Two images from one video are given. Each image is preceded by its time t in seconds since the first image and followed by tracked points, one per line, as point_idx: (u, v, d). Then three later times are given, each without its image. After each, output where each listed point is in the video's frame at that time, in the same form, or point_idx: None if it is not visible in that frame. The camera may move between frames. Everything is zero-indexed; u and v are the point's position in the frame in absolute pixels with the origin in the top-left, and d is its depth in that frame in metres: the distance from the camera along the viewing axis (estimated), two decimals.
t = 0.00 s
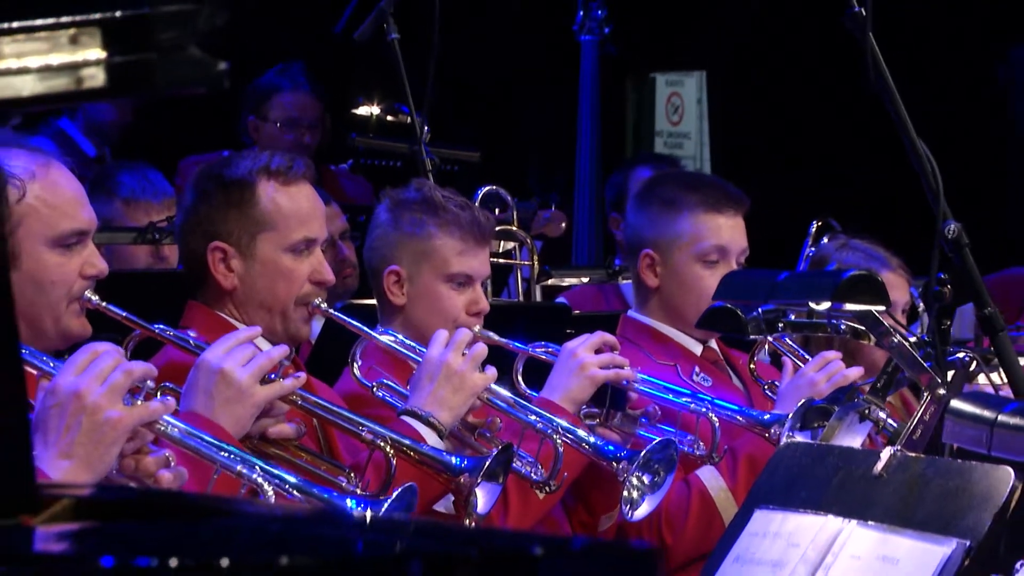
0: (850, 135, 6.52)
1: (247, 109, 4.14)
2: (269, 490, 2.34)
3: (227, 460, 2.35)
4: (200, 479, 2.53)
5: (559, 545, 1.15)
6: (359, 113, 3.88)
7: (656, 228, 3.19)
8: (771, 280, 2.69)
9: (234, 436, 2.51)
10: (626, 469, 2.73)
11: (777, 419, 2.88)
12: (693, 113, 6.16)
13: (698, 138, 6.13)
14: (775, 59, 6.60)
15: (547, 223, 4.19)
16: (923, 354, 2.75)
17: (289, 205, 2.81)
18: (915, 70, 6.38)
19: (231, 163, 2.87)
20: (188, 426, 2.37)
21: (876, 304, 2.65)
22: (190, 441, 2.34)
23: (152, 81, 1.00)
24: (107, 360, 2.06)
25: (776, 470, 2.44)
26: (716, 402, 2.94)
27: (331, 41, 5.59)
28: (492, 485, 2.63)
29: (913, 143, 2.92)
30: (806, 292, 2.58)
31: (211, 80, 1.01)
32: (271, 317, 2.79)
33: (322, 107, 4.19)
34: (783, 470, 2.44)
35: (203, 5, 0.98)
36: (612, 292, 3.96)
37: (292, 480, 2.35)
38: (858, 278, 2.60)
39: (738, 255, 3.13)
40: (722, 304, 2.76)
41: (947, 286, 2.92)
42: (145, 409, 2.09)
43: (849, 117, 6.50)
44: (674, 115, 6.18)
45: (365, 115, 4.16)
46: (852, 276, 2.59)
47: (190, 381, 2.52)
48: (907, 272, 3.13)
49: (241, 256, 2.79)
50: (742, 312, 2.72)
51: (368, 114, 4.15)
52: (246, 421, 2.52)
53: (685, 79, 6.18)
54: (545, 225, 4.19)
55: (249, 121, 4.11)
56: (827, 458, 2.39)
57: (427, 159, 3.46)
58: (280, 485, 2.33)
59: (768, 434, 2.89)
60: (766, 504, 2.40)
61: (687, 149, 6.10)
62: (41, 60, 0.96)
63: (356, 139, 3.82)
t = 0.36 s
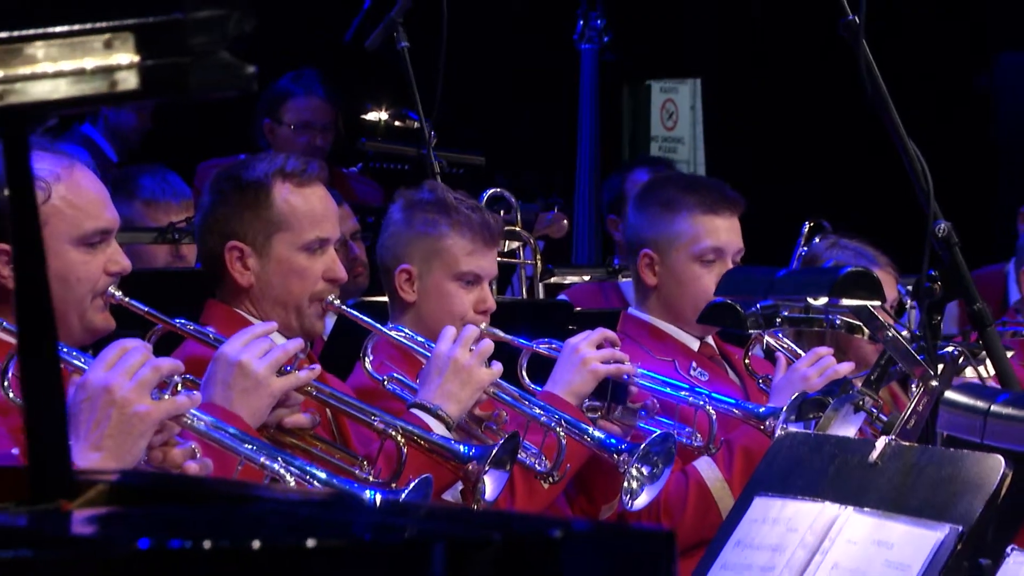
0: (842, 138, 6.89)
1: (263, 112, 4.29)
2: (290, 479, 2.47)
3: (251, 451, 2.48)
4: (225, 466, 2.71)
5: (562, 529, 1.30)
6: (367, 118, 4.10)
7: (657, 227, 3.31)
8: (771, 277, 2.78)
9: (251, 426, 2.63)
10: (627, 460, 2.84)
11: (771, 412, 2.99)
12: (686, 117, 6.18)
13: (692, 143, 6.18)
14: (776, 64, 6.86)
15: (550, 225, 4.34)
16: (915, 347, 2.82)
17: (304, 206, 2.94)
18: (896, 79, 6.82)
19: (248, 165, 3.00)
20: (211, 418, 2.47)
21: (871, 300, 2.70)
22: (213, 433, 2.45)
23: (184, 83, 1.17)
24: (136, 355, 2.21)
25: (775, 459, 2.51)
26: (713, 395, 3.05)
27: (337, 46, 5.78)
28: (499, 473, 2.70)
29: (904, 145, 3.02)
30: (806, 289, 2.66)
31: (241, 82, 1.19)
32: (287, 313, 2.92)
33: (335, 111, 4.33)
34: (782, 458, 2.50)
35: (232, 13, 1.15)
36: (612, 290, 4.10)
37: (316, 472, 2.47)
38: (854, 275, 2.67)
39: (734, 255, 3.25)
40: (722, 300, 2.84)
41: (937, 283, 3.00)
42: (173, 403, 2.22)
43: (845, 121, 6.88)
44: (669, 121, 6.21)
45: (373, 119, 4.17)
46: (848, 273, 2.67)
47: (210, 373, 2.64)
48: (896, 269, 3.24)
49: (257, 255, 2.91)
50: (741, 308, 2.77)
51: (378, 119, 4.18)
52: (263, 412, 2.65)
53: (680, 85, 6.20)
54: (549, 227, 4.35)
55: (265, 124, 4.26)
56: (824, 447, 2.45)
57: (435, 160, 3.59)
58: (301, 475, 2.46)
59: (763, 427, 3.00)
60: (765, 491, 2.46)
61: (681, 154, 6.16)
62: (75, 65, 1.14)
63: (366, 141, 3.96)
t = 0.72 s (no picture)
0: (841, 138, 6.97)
1: (274, 118, 4.45)
2: (301, 469, 2.60)
3: (263, 443, 2.61)
4: (238, 457, 2.85)
5: (566, 510, 1.36)
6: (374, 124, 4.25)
7: (653, 229, 3.47)
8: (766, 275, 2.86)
9: (264, 418, 2.76)
10: (626, 453, 2.95)
11: (764, 407, 3.11)
12: (679, 124, 6.53)
13: (684, 148, 6.51)
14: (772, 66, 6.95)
15: (551, 228, 4.44)
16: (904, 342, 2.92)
17: (316, 208, 3.07)
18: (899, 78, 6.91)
19: (262, 170, 3.13)
20: (225, 411, 2.62)
21: (861, 298, 2.78)
22: (229, 426, 2.60)
23: (204, 89, 1.30)
24: (154, 352, 2.34)
25: (770, 451, 2.63)
26: (708, 392, 3.18)
27: (340, 49, 5.92)
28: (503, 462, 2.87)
29: (892, 149, 3.13)
30: (800, 288, 2.75)
31: (261, 88, 1.32)
32: (299, 312, 3.04)
33: (343, 117, 4.48)
34: (776, 450, 2.62)
35: (253, 22, 1.29)
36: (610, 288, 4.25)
37: (325, 462, 2.60)
38: (846, 274, 2.77)
39: (728, 255, 3.42)
40: (718, 298, 2.94)
41: (924, 283, 3.13)
42: (188, 397, 2.35)
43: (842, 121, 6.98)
44: (662, 128, 6.51)
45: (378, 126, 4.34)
46: (841, 273, 2.77)
47: (225, 368, 2.78)
48: (883, 269, 3.37)
49: (271, 256, 3.05)
50: (736, 305, 2.86)
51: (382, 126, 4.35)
52: (276, 404, 2.78)
53: (672, 94, 6.52)
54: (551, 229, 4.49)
55: (276, 131, 4.41)
56: (817, 439, 2.57)
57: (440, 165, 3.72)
58: (311, 465, 2.59)
59: (756, 421, 3.12)
60: (760, 481, 2.59)
61: (674, 159, 6.47)
62: (101, 72, 1.26)
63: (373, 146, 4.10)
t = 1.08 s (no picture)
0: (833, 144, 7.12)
1: (283, 124, 4.59)
2: (305, 460, 2.73)
3: (270, 435, 2.74)
4: (246, 448, 2.98)
5: (561, 497, 1.48)
6: (378, 129, 4.39)
7: (647, 231, 3.61)
8: (754, 274, 2.96)
9: (272, 410, 2.90)
10: (619, 442, 3.09)
11: (752, 401, 3.24)
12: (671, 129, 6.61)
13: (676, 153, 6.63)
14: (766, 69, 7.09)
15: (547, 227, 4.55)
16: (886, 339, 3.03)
17: (320, 210, 3.20)
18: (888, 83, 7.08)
19: (268, 173, 3.25)
20: (233, 404, 2.73)
21: (848, 296, 2.86)
22: (237, 419, 2.71)
23: (215, 94, 1.29)
24: (164, 347, 2.48)
25: (758, 442, 2.75)
26: (699, 386, 3.32)
27: (342, 52, 6.03)
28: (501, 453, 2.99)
29: (876, 154, 3.26)
30: (786, 287, 2.83)
31: (269, 93, 1.32)
32: (305, 309, 3.18)
33: (349, 122, 4.62)
34: (764, 441, 2.74)
35: (262, 29, 1.26)
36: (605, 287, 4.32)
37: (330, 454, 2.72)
38: (833, 272, 2.82)
39: (718, 254, 3.58)
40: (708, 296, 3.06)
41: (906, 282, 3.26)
42: (197, 391, 2.48)
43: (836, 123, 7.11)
44: (654, 134, 6.59)
45: (382, 132, 4.49)
46: (828, 271, 2.81)
47: (234, 362, 2.90)
48: (866, 268, 3.51)
49: (278, 255, 3.17)
50: (724, 303, 2.98)
51: (387, 131, 4.50)
52: (283, 396, 2.91)
53: (665, 101, 6.58)
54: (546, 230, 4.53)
55: (284, 136, 4.56)
56: (804, 431, 2.68)
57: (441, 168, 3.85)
58: (316, 456, 2.72)
59: (745, 415, 3.25)
60: (749, 472, 2.72)
61: (666, 164, 6.59)
62: (115, 77, 1.26)
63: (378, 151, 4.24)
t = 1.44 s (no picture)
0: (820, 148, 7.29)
1: (290, 132, 4.76)
2: (306, 453, 2.85)
3: (273, 429, 2.86)
4: (250, 441, 3.11)
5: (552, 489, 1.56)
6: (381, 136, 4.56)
7: (637, 233, 3.75)
8: (739, 273, 3.08)
9: (276, 404, 3.03)
10: (609, 436, 3.24)
11: (738, 396, 3.39)
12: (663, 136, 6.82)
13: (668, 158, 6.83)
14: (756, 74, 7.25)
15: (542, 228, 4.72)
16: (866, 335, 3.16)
17: (323, 212, 3.33)
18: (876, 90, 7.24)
19: (272, 177, 3.38)
20: (238, 400, 2.88)
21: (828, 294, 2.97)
22: (241, 413, 2.85)
23: (216, 99, 1.39)
24: (171, 344, 2.60)
25: (742, 434, 2.91)
26: (687, 382, 3.46)
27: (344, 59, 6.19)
28: (496, 446, 3.08)
29: (856, 159, 3.40)
30: (768, 284, 2.96)
31: (267, 98, 1.39)
32: (308, 308, 3.31)
33: (353, 130, 4.78)
34: (747, 435, 2.90)
35: (260, 37, 1.38)
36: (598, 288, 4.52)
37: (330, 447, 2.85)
38: (814, 270, 2.94)
39: (705, 256, 3.73)
40: (694, 294, 3.19)
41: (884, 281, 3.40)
42: (203, 387, 2.61)
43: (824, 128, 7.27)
44: (647, 140, 6.80)
45: (385, 138, 4.66)
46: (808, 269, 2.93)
47: (240, 359, 3.04)
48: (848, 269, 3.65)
49: (282, 256, 3.31)
50: (710, 301, 3.10)
51: (389, 137, 4.67)
52: (286, 392, 3.04)
53: (657, 108, 6.82)
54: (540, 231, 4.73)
55: (291, 143, 4.73)
56: (786, 424, 2.85)
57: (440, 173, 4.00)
58: (317, 449, 2.84)
59: (731, 409, 3.39)
60: (733, 464, 2.86)
61: (659, 169, 6.77)
62: (120, 82, 1.36)
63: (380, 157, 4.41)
